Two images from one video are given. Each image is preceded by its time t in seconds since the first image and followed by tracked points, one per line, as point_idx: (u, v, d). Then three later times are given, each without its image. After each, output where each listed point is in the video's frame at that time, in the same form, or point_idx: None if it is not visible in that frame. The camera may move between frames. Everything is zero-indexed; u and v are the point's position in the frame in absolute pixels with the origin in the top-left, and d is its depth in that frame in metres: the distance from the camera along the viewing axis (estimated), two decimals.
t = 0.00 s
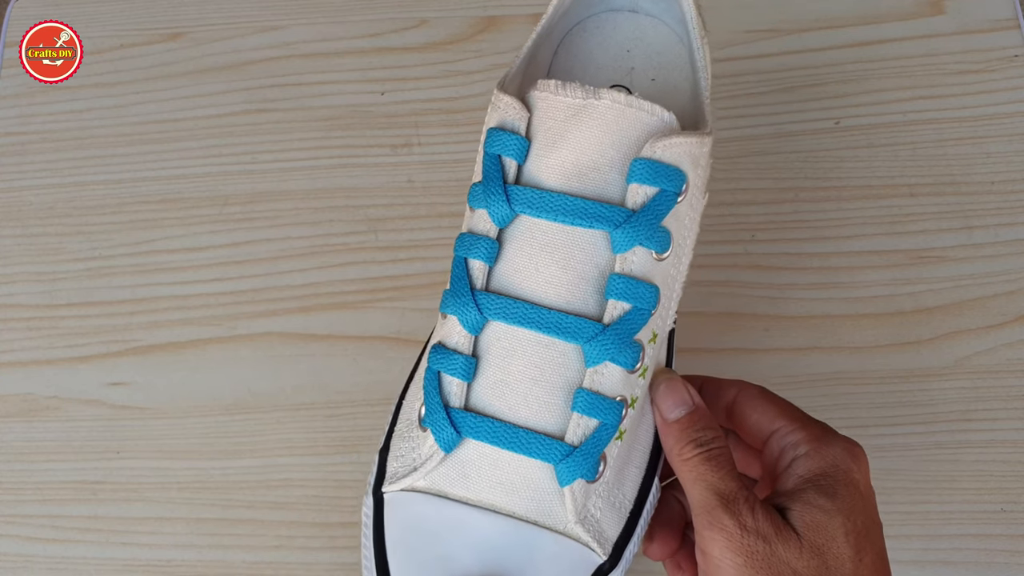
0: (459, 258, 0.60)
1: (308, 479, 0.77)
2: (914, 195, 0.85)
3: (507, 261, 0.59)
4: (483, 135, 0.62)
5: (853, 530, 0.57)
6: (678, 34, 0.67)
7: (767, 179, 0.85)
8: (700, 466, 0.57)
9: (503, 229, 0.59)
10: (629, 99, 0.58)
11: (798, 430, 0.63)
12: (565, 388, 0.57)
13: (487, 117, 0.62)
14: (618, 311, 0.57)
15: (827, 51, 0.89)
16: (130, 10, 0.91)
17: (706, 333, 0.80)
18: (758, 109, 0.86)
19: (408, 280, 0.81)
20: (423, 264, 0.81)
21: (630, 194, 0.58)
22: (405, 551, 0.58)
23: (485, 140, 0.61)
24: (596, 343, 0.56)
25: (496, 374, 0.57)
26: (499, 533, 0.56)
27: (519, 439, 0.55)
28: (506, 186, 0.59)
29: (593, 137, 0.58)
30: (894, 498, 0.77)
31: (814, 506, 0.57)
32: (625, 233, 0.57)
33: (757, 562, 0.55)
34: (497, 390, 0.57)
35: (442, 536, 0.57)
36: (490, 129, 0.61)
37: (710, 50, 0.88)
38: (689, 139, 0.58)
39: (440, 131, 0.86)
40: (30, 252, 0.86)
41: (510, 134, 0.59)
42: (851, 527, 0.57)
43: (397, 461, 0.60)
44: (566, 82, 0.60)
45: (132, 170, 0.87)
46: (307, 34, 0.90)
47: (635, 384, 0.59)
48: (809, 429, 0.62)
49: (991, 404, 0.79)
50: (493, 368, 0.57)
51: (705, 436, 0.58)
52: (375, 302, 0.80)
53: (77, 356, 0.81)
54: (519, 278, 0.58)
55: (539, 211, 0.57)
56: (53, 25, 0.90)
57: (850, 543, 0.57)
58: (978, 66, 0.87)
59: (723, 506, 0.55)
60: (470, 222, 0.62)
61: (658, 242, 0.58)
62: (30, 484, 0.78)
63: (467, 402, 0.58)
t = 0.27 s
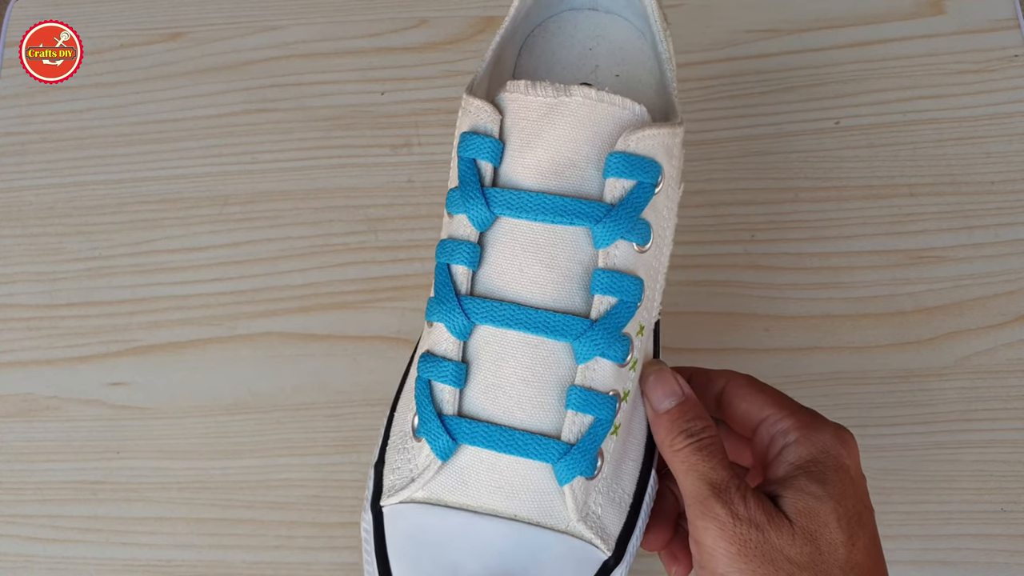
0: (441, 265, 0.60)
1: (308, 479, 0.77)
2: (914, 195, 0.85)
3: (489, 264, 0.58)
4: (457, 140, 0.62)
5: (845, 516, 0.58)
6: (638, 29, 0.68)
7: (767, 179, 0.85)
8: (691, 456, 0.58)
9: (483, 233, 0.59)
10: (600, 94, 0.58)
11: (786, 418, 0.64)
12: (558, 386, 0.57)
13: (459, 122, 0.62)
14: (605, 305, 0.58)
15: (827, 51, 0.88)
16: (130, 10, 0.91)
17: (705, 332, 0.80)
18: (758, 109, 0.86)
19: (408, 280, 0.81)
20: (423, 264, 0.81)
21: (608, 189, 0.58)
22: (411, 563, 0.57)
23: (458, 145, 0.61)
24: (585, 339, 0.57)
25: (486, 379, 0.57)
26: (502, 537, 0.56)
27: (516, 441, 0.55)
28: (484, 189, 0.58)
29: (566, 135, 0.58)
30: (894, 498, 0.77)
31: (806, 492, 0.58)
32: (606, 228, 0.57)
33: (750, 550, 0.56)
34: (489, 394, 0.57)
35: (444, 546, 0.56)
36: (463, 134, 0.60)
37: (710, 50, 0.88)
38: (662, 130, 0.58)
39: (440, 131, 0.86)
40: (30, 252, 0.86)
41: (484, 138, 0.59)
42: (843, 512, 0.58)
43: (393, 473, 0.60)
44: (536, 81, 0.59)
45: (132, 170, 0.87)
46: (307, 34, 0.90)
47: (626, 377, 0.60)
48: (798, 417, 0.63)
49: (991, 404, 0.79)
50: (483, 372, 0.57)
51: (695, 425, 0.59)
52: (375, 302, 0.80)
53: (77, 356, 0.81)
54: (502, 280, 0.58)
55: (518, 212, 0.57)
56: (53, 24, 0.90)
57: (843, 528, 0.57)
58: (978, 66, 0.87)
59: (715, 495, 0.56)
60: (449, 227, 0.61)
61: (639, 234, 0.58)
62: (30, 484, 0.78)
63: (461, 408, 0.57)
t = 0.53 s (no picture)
0: (434, 272, 0.60)
1: (308, 479, 0.77)
2: (914, 195, 0.85)
3: (483, 270, 0.58)
4: (443, 147, 0.62)
5: (847, 505, 0.58)
6: (612, 27, 0.68)
7: (767, 179, 0.85)
8: (691, 450, 0.58)
9: (475, 238, 0.59)
10: (584, 94, 0.58)
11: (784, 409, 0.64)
12: (559, 386, 0.57)
13: (444, 130, 0.62)
14: (601, 304, 0.58)
15: (827, 51, 0.88)
16: (130, 10, 0.91)
17: (705, 333, 0.80)
18: (758, 109, 0.86)
19: (408, 280, 0.81)
20: (423, 264, 0.81)
21: (598, 187, 0.58)
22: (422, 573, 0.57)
23: (445, 151, 0.61)
24: (584, 338, 0.57)
25: (486, 384, 0.57)
26: (512, 541, 0.55)
27: (520, 444, 0.55)
28: (474, 195, 0.58)
29: (553, 135, 0.58)
30: (894, 498, 0.77)
31: (806, 483, 0.59)
32: (598, 226, 0.57)
33: (753, 541, 0.56)
34: (491, 399, 0.57)
35: (453, 554, 0.56)
36: (449, 141, 0.60)
37: (710, 50, 0.88)
38: (647, 126, 0.59)
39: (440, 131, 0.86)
40: (30, 252, 0.86)
41: (470, 143, 0.59)
42: (844, 502, 0.58)
43: (398, 485, 0.60)
44: (519, 85, 0.59)
45: (132, 170, 0.87)
46: (307, 33, 0.90)
47: (626, 374, 0.60)
48: (796, 407, 0.63)
49: (991, 404, 0.79)
50: (483, 378, 0.57)
51: (694, 420, 0.59)
52: (375, 302, 0.80)
53: (77, 357, 0.81)
54: (497, 283, 0.58)
55: (510, 215, 0.57)
56: (53, 24, 0.90)
57: (844, 518, 0.58)
58: (978, 66, 0.87)
59: (716, 488, 0.57)
60: (440, 235, 0.62)
61: (631, 231, 0.59)
62: (30, 484, 0.79)
63: (463, 415, 0.57)
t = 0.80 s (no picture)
0: (431, 275, 0.60)
1: (308, 479, 0.77)
2: (914, 195, 0.85)
3: (481, 269, 0.58)
4: (431, 149, 0.61)
5: (850, 486, 0.59)
6: (585, 23, 0.67)
7: (767, 179, 0.85)
8: (693, 437, 0.60)
9: (471, 238, 0.59)
10: (571, 87, 0.58)
11: (782, 393, 0.65)
12: (565, 380, 0.57)
13: (431, 131, 0.61)
14: (601, 295, 0.58)
15: (827, 51, 0.88)
16: (130, 10, 0.91)
17: (705, 332, 0.81)
18: (758, 109, 0.86)
19: (408, 280, 0.81)
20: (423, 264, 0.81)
21: (591, 180, 0.58)
22: None
23: (434, 153, 0.60)
24: (587, 331, 0.57)
25: (492, 384, 0.57)
26: (527, 539, 0.56)
27: (530, 441, 0.56)
28: (467, 194, 0.58)
29: (543, 131, 0.58)
30: (895, 498, 0.77)
31: (809, 465, 0.59)
32: (594, 219, 0.57)
33: (759, 525, 0.57)
34: (497, 399, 0.57)
35: (469, 555, 0.56)
36: (438, 142, 0.60)
37: (710, 50, 0.88)
38: (635, 117, 0.59)
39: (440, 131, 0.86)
40: (30, 252, 0.86)
41: (460, 143, 0.58)
42: (847, 483, 0.59)
43: (407, 491, 0.59)
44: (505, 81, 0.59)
45: (132, 170, 0.87)
46: (307, 34, 0.90)
47: (628, 365, 0.61)
48: (793, 391, 0.64)
49: (991, 404, 0.79)
50: (489, 378, 0.57)
51: (695, 407, 0.61)
52: (375, 302, 0.80)
53: (77, 357, 0.81)
54: (496, 282, 0.58)
55: (505, 213, 0.57)
56: (53, 24, 0.90)
57: (848, 499, 0.58)
58: (978, 66, 0.87)
59: (720, 474, 0.58)
60: (435, 237, 0.61)
61: (625, 221, 0.59)
62: (30, 484, 0.78)
63: (470, 416, 0.57)
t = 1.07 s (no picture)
0: (415, 278, 0.60)
1: (308, 479, 0.77)
2: (914, 195, 0.85)
3: (464, 269, 0.58)
4: (406, 153, 0.61)
5: (839, 464, 0.60)
6: (544, 17, 0.67)
7: (767, 179, 0.85)
8: (682, 423, 0.60)
9: (452, 239, 0.58)
10: (542, 82, 0.58)
11: (767, 375, 0.66)
12: (556, 374, 0.57)
13: (404, 134, 0.61)
14: (587, 287, 0.58)
15: (827, 51, 0.88)
16: (130, 10, 0.91)
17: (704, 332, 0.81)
18: (758, 109, 0.86)
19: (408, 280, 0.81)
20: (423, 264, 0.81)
21: (569, 173, 0.58)
22: None
23: (409, 156, 0.60)
24: (575, 324, 0.57)
25: (483, 384, 0.57)
26: (529, 536, 0.56)
27: (526, 437, 0.56)
28: (446, 196, 0.58)
29: (517, 127, 0.57)
30: (894, 498, 0.77)
31: (798, 446, 0.60)
32: (574, 212, 0.57)
33: (750, 508, 0.58)
34: (490, 399, 0.57)
35: (472, 557, 0.56)
36: (412, 146, 0.59)
37: (710, 50, 0.88)
38: (607, 107, 0.59)
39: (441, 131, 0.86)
40: (30, 252, 0.85)
41: (434, 145, 0.58)
42: (836, 461, 0.60)
43: (405, 497, 0.59)
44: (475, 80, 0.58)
45: (132, 170, 0.87)
46: (307, 34, 0.90)
47: (616, 354, 0.61)
48: (778, 373, 0.65)
49: (991, 404, 0.79)
50: (479, 378, 0.57)
51: (681, 393, 0.61)
52: (375, 302, 0.81)
53: (77, 356, 0.81)
54: (480, 281, 0.57)
55: (485, 211, 0.57)
56: (53, 25, 0.90)
57: (838, 477, 0.59)
58: (978, 66, 0.87)
59: (710, 459, 0.58)
60: (415, 240, 0.61)
61: (605, 212, 0.59)
62: (30, 484, 0.79)
63: (464, 417, 0.57)
